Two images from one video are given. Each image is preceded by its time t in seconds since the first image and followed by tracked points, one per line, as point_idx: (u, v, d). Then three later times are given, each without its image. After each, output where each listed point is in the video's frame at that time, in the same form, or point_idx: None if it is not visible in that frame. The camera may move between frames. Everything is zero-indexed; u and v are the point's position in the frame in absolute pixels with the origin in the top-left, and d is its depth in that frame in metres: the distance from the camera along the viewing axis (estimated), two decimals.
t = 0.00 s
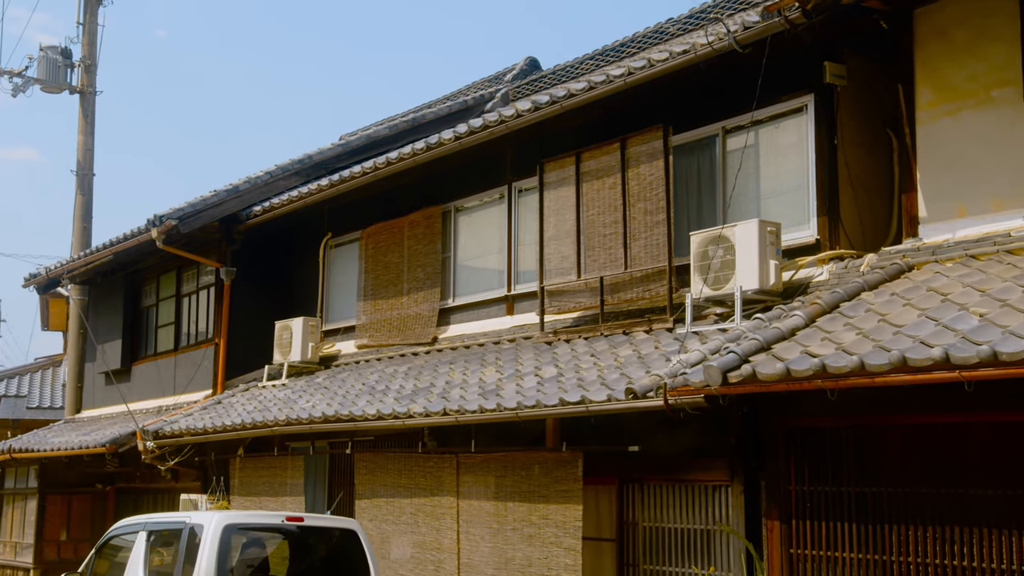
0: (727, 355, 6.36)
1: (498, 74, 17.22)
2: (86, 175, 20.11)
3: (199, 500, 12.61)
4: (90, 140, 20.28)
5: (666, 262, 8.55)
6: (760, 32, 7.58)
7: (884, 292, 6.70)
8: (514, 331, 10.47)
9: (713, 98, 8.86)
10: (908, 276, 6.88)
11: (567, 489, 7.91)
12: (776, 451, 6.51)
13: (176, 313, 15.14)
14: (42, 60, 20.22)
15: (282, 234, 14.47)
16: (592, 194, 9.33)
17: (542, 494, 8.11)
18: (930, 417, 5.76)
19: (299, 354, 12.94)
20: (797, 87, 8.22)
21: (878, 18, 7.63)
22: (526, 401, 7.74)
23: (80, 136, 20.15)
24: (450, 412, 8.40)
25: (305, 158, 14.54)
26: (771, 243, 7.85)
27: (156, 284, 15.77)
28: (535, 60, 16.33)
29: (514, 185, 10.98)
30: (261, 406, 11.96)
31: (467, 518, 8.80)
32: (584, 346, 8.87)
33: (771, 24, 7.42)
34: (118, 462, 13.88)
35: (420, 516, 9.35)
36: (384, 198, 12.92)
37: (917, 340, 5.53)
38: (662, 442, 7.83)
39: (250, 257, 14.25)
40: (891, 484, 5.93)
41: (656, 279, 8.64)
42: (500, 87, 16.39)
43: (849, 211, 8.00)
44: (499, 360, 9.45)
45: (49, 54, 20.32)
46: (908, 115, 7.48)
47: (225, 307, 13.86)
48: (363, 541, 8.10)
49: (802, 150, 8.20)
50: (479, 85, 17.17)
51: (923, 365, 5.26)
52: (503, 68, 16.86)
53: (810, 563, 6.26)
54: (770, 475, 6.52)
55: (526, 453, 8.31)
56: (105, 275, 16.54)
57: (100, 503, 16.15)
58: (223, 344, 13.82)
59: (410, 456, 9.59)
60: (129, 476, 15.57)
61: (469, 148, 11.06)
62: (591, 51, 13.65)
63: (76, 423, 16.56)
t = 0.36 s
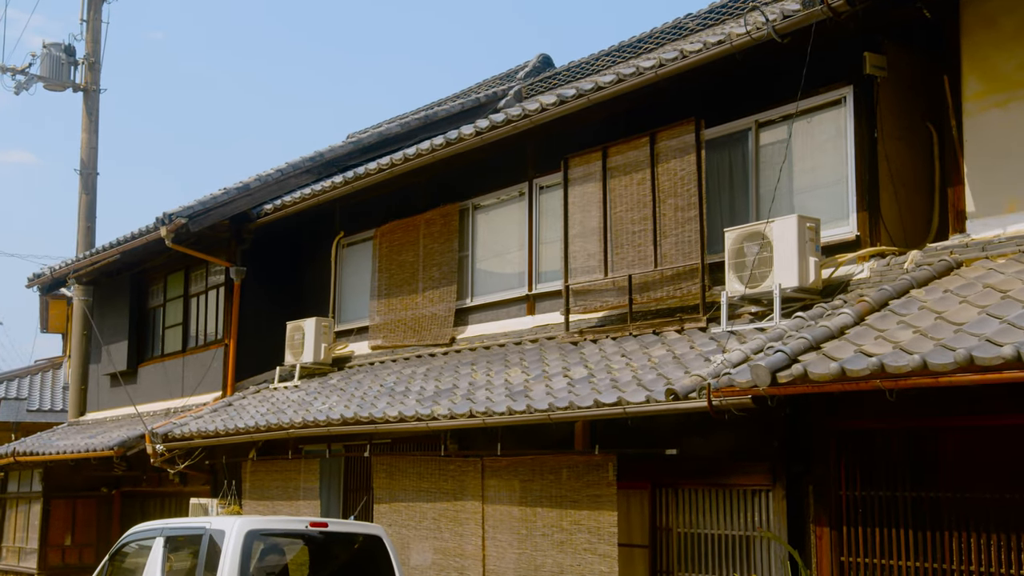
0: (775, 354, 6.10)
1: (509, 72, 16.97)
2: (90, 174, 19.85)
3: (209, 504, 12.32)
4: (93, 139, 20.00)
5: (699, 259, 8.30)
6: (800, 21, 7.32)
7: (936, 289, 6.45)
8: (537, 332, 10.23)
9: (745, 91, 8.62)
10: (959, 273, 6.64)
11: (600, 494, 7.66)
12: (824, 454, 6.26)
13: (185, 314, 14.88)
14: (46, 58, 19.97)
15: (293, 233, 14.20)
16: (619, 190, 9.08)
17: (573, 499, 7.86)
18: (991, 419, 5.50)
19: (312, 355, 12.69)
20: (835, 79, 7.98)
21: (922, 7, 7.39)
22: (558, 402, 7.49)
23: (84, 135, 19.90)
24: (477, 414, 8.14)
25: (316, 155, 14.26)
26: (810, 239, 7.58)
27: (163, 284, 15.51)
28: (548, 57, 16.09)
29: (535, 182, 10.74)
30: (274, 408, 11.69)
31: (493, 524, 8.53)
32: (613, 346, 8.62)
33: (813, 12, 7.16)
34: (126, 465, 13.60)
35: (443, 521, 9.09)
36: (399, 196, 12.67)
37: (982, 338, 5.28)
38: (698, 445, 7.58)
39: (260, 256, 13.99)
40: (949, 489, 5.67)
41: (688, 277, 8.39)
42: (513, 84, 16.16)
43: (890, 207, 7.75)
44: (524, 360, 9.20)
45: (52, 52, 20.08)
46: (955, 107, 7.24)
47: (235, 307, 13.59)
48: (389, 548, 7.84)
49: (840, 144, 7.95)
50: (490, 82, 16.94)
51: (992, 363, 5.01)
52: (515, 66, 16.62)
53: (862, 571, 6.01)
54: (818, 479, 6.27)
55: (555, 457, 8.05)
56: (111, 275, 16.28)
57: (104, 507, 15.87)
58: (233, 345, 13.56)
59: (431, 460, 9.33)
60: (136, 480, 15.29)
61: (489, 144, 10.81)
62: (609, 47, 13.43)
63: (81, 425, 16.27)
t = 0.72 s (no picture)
0: (832, 353, 5.84)
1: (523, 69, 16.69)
2: (95, 173, 19.56)
3: (223, 509, 12.05)
4: (98, 139, 19.72)
5: (737, 256, 8.04)
6: (847, 9, 7.06)
7: (997, 285, 6.20)
8: (562, 333, 9.96)
9: (782, 83, 8.36)
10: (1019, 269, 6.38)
11: (639, 498, 7.39)
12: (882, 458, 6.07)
13: (194, 315, 14.61)
14: (50, 56, 19.71)
15: (305, 232, 13.93)
16: (652, 186, 8.82)
17: (610, 504, 7.59)
18: None
19: (327, 356, 12.43)
20: (879, 70, 7.72)
21: None
22: (596, 404, 7.22)
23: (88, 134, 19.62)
24: (508, 417, 7.88)
25: (329, 153, 13.97)
26: (856, 234, 7.33)
27: (173, 284, 15.24)
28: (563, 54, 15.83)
29: (559, 179, 10.48)
30: (290, 411, 11.42)
31: (523, 530, 8.26)
32: (647, 346, 8.35)
33: None
34: (136, 469, 13.31)
35: (470, 527, 8.82)
36: (415, 195, 12.40)
37: None
38: (741, 448, 7.31)
39: (272, 257, 13.73)
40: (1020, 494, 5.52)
41: (725, 275, 8.13)
42: (527, 82, 15.86)
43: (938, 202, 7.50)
44: (554, 361, 8.93)
45: (56, 50, 19.82)
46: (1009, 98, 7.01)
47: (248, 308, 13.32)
48: (420, 554, 7.57)
49: (884, 137, 7.70)
50: (503, 80, 16.64)
51: None
52: (529, 63, 16.35)
53: None
54: (875, 484, 6.08)
55: (590, 460, 7.78)
56: (118, 276, 16.02)
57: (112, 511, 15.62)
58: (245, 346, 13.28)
59: (457, 464, 9.06)
60: (144, 485, 15.00)
61: (511, 140, 10.55)
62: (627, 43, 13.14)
63: (88, 429, 15.99)
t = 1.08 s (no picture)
0: (895, 350, 5.57)
1: (537, 66, 16.42)
2: (100, 173, 19.26)
3: (236, 513, 11.74)
4: (104, 137, 19.44)
5: (778, 252, 7.77)
6: None
7: None
8: (590, 332, 9.70)
9: (822, 74, 8.11)
10: None
11: (679, 502, 7.10)
12: (947, 461, 5.93)
13: (205, 315, 14.33)
14: (55, 53, 19.44)
15: (319, 231, 13.67)
16: (687, 180, 8.57)
17: (648, 508, 7.30)
18: None
19: (342, 356, 12.14)
20: (927, 58, 7.46)
21: None
22: (637, 403, 6.95)
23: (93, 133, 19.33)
24: (542, 417, 7.60)
25: (343, 150, 13.70)
26: (906, 228, 7.04)
27: (182, 284, 14.96)
28: (579, 51, 15.56)
29: (585, 174, 10.22)
30: (306, 413, 11.13)
31: (555, 535, 7.97)
32: (683, 345, 8.08)
33: None
34: (146, 473, 13.01)
35: (498, 531, 8.52)
36: (433, 192, 12.13)
37: None
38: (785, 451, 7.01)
39: (285, 256, 13.47)
40: None
41: (765, 271, 7.86)
42: (543, 78, 15.59)
43: (988, 195, 7.25)
44: (585, 361, 8.66)
45: (61, 48, 19.54)
46: None
47: (260, 308, 13.02)
48: (453, 561, 7.29)
49: (931, 128, 7.44)
50: (517, 77, 16.36)
51: None
52: (544, 61, 16.08)
53: None
54: (940, 487, 5.95)
55: (627, 462, 7.50)
56: (126, 276, 15.75)
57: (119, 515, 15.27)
58: (258, 346, 12.99)
59: (484, 467, 8.77)
60: (152, 489, 14.70)
61: (536, 135, 10.28)
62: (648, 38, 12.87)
63: (94, 432, 15.69)
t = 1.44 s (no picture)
0: (962, 345, 5.32)
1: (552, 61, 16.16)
2: (105, 169, 18.95)
3: (250, 515, 11.42)
4: (108, 134, 19.14)
5: (821, 246, 7.53)
6: None
7: None
8: (617, 330, 9.44)
9: (864, 62, 7.87)
10: None
11: (723, 505, 6.85)
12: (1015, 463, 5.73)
13: (214, 314, 14.06)
14: (58, 48, 19.13)
15: (331, 228, 13.42)
16: (723, 173, 8.33)
17: (690, 511, 7.05)
18: None
19: (358, 356, 11.86)
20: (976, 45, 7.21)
21: None
22: (681, 403, 6.69)
23: (97, 129, 19.03)
24: (578, 417, 7.34)
25: (356, 146, 13.44)
26: (958, 221, 6.77)
27: (191, 283, 14.69)
28: (595, 45, 15.30)
29: (611, 168, 9.97)
30: (322, 414, 10.84)
31: (588, 539, 7.71)
32: (721, 342, 7.83)
33: None
34: (155, 475, 12.72)
35: (527, 535, 8.26)
36: (450, 187, 11.87)
37: None
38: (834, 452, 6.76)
39: (298, 254, 13.22)
40: None
41: (807, 266, 7.61)
42: (557, 74, 15.33)
43: None
44: (617, 359, 8.40)
45: (65, 43, 19.24)
46: None
47: (272, 306, 12.73)
48: (488, 566, 7.02)
49: (981, 117, 7.19)
50: (530, 72, 16.08)
51: None
52: (559, 55, 15.82)
53: None
54: (1006, 490, 5.75)
55: (667, 464, 7.25)
56: (132, 275, 15.46)
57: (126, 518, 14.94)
58: (270, 346, 12.71)
59: (512, 468, 8.50)
60: (160, 491, 14.40)
61: (561, 128, 10.03)
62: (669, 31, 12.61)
63: (100, 433, 15.40)
